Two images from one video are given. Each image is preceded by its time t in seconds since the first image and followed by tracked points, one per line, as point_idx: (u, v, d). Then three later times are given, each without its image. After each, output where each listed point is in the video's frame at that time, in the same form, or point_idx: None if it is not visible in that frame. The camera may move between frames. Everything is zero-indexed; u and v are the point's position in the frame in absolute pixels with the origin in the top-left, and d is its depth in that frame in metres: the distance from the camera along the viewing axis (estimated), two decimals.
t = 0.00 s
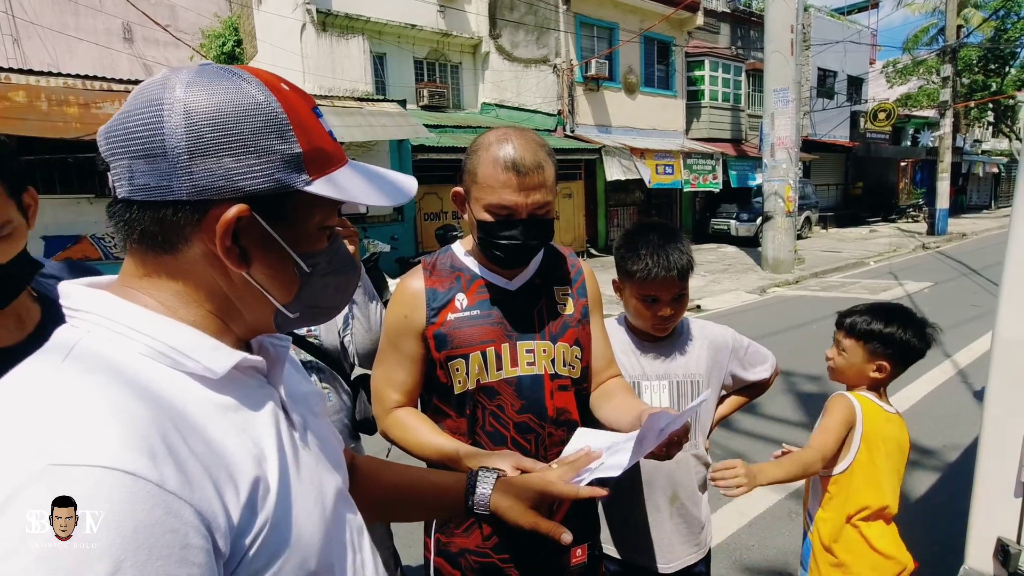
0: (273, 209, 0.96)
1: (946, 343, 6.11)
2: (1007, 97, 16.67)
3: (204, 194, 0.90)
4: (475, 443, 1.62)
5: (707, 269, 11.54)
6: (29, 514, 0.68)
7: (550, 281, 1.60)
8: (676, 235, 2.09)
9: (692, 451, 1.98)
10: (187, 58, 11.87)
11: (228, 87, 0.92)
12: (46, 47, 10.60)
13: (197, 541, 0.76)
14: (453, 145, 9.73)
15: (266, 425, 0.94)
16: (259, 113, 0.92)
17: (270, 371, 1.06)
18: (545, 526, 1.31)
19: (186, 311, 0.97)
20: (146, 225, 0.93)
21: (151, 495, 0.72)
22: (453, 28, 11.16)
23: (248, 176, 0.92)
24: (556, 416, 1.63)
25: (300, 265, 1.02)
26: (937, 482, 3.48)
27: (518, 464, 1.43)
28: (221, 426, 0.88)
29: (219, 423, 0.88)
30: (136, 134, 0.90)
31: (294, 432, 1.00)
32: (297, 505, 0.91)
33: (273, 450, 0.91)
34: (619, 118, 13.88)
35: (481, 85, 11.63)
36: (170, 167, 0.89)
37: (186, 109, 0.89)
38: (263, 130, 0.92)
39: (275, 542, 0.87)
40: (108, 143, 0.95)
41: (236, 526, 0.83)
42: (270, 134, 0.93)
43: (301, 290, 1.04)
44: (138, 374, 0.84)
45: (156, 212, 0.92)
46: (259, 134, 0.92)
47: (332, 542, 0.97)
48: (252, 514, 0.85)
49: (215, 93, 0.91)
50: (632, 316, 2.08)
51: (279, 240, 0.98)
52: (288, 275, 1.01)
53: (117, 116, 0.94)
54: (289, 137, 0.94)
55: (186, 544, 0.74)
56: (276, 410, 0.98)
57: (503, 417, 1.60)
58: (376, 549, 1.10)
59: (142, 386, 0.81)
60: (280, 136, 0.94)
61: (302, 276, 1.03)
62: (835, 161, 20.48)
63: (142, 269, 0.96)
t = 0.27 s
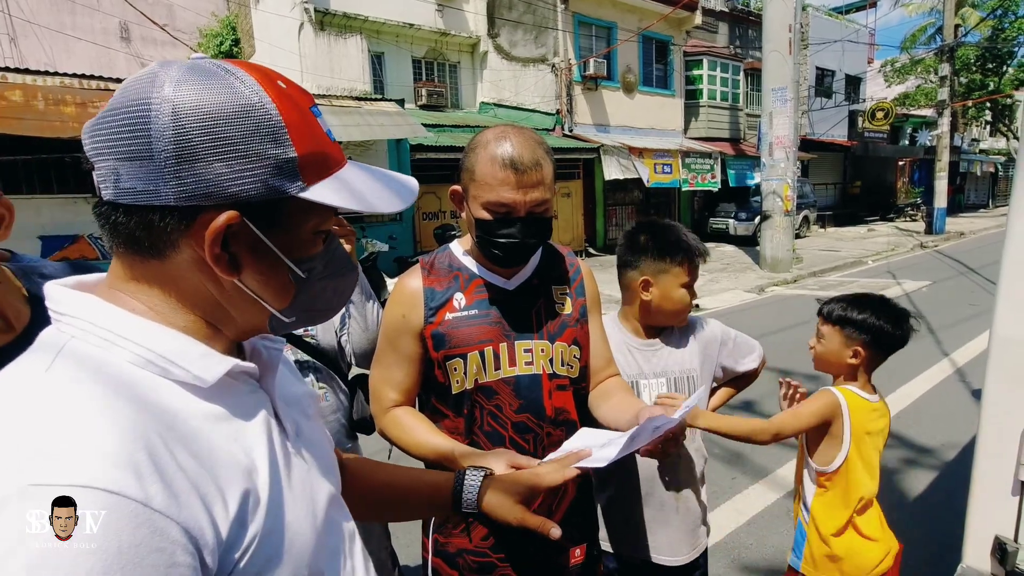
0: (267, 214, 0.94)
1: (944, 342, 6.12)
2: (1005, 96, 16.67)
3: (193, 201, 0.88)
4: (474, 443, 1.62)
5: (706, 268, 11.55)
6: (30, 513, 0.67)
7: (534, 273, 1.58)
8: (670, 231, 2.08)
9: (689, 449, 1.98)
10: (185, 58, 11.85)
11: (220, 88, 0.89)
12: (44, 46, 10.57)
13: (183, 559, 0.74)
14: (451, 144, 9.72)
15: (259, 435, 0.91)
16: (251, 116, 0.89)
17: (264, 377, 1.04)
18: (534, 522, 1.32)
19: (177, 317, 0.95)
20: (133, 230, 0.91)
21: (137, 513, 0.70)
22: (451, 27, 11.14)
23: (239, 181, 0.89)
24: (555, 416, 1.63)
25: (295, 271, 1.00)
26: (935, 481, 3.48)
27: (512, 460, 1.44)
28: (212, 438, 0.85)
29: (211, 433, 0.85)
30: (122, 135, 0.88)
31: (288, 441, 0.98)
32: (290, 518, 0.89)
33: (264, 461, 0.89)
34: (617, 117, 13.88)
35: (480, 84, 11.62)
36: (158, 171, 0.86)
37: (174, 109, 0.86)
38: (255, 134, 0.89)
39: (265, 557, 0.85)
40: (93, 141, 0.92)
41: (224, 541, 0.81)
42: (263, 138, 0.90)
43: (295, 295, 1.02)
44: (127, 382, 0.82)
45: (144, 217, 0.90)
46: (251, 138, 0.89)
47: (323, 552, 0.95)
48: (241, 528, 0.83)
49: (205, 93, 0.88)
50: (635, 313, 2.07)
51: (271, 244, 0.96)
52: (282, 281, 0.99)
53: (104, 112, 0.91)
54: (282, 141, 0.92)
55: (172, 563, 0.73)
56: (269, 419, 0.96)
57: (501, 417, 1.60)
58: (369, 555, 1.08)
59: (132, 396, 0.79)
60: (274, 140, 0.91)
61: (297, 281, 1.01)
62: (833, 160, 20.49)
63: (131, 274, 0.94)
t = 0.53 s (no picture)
0: (258, 214, 0.94)
1: (941, 341, 6.13)
2: (1002, 95, 16.71)
3: (182, 202, 0.88)
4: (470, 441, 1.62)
5: (704, 267, 11.56)
6: (31, 512, 0.68)
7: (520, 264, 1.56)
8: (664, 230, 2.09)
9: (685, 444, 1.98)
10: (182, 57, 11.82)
11: (207, 85, 0.88)
12: (40, 46, 10.53)
13: (169, 567, 0.74)
14: (449, 144, 9.72)
15: (248, 440, 0.91)
16: (241, 116, 0.89)
17: (254, 379, 1.04)
18: (527, 523, 1.35)
19: (166, 319, 0.94)
20: (121, 232, 0.90)
21: (120, 521, 0.70)
22: (449, 26, 11.13)
23: (230, 181, 0.89)
24: (552, 415, 1.63)
25: (286, 271, 0.99)
26: (932, 479, 3.49)
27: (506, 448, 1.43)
28: (200, 443, 0.84)
29: (200, 438, 0.85)
30: (110, 136, 0.87)
31: (278, 444, 0.98)
32: (280, 524, 0.89)
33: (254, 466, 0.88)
34: (615, 116, 13.88)
35: (478, 83, 11.61)
36: (147, 172, 0.86)
37: (161, 109, 0.86)
38: (245, 134, 0.89)
39: (252, 564, 0.85)
40: (79, 142, 0.91)
41: (211, 548, 0.81)
42: (252, 138, 0.89)
43: (287, 295, 1.02)
44: (115, 385, 0.81)
45: (133, 219, 0.89)
46: (240, 138, 0.89)
47: (313, 556, 0.95)
48: (228, 535, 0.83)
49: (192, 92, 0.87)
50: (638, 312, 2.05)
51: (260, 243, 0.95)
52: (273, 282, 0.98)
53: (90, 111, 0.90)
54: (273, 139, 0.91)
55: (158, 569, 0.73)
56: (259, 423, 0.95)
57: (498, 415, 1.60)
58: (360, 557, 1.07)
59: (118, 400, 0.78)
60: (264, 139, 0.90)
61: (288, 281, 1.00)
62: (831, 159, 20.51)
63: (119, 276, 0.93)
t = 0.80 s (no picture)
0: (235, 198, 0.91)
1: (940, 340, 6.14)
2: (1001, 94, 16.72)
3: (157, 192, 0.85)
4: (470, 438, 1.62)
5: (703, 266, 11.56)
6: (31, 513, 0.67)
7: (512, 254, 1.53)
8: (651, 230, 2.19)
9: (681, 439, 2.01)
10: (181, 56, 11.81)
11: (168, 71, 0.86)
12: (38, 45, 10.54)
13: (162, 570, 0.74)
14: (448, 143, 9.71)
15: (241, 439, 0.90)
16: (204, 99, 0.86)
17: (247, 375, 1.02)
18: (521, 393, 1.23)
19: (152, 318, 0.92)
20: (98, 231, 0.88)
21: (113, 526, 0.70)
22: (448, 26, 11.13)
23: (203, 167, 0.86)
24: (553, 410, 1.63)
25: (274, 255, 0.98)
26: (931, 478, 3.49)
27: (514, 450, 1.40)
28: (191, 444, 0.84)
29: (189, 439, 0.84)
30: (73, 134, 0.84)
31: (271, 440, 0.97)
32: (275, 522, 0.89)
33: (250, 466, 0.88)
34: (614, 116, 13.89)
35: (476, 83, 11.61)
36: (115, 165, 0.83)
37: (122, 100, 0.83)
38: (212, 117, 0.86)
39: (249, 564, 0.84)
40: (42, 145, 0.88)
41: (206, 550, 0.80)
42: (219, 121, 0.87)
43: (277, 281, 1.00)
44: (103, 388, 0.80)
45: (107, 216, 0.87)
46: (206, 123, 0.86)
47: (310, 555, 0.95)
48: (223, 536, 0.83)
49: (151, 78, 0.85)
50: (629, 304, 2.12)
51: (244, 233, 0.93)
52: (261, 269, 0.97)
53: (48, 112, 0.88)
54: (240, 121, 0.88)
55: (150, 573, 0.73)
56: (252, 420, 0.94)
57: (498, 411, 1.60)
58: (356, 551, 1.08)
59: (111, 403, 0.78)
60: (231, 120, 0.87)
61: (277, 266, 0.99)
62: (829, 159, 20.52)
63: (100, 277, 0.91)
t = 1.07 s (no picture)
0: (205, 187, 0.91)
1: (940, 339, 6.14)
2: (1001, 93, 16.71)
3: (126, 183, 0.84)
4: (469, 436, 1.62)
5: (702, 266, 11.56)
6: (30, 514, 0.68)
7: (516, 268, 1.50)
8: (652, 226, 2.39)
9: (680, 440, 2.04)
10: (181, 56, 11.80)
11: (131, 63, 0.85)
12: (39, 46, 10.57)
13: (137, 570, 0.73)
14: (448, 143, 9.72)
15: (224, 436, 0.89)
16: (169, 87, 0.85)
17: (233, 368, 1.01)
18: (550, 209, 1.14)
19: (132, 314, 0.92)
20: (70, 228, 0.87)
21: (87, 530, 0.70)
22: (447, 25, 11.13)
23: (174, 155, 0.86)
24: (553, 409, 1.63)
25: (252, 246, 0.98)
26: (931, 477, 3.49)
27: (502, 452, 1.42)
28: (170, 444, 0.83)
29: (169, 439, 0.83)
30: (37, 128, 0.83)
31: (259, 433, 0.96)
32: (259, 514, 0.88)
33: (235, 462, 0.87)
34: (614, 115, 13.89)
35: (476, 83, 11.61)
36: (82, 158, 0.82)
37: (86, 92, 0.82)
38: (180, 105, 0.85)
39: (232, 559, 0.84)
40: (8, 142, 0.87)
41: (185, 551, 0.80)
42: (186, 110, 0.86)
43: (258, 272, 0.99)
44: (81, 389, 0.80)
45: (77, 212, 0.87)
46: (172, 110, 0.85)
47: (301, 550, 0.94)
48: (206, 531, 0.82)
49: (115, 69, 0.84)
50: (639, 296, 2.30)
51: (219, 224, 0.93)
52: (240, 259, 0.97)
53: (11, 111, 0.87)
54: (208, 108, 0.87)
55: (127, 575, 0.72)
56: (238, 414, 0.93)
57: (499, 410, 1.60)
58: (355, 543, 1.07)
59: (87, 406, 0.78)
60: (200, 109, 0.87)
61: (255, 257, 0.98)
62: (829, 158, 20.51)
63: (78, 276, 0.91)
